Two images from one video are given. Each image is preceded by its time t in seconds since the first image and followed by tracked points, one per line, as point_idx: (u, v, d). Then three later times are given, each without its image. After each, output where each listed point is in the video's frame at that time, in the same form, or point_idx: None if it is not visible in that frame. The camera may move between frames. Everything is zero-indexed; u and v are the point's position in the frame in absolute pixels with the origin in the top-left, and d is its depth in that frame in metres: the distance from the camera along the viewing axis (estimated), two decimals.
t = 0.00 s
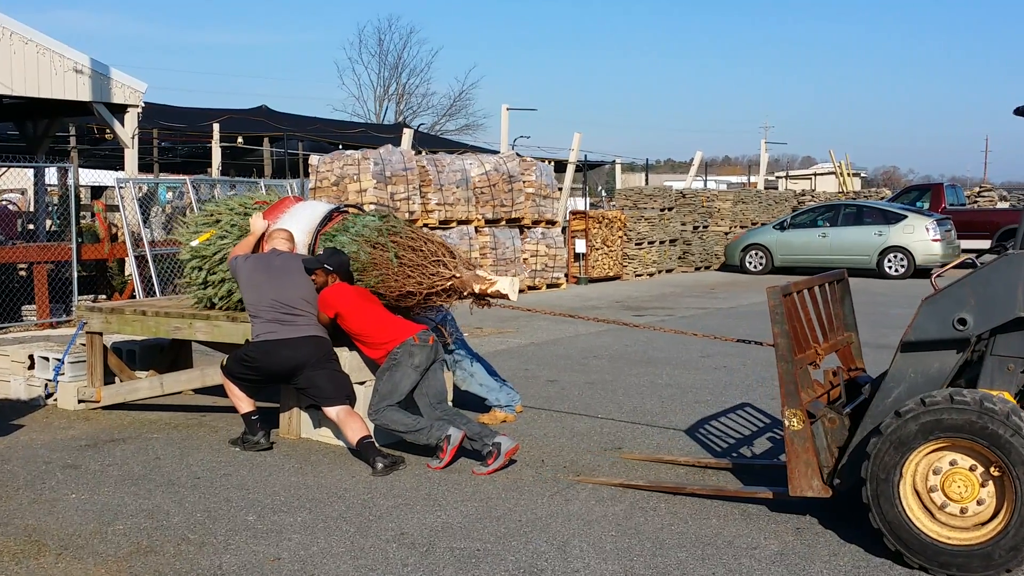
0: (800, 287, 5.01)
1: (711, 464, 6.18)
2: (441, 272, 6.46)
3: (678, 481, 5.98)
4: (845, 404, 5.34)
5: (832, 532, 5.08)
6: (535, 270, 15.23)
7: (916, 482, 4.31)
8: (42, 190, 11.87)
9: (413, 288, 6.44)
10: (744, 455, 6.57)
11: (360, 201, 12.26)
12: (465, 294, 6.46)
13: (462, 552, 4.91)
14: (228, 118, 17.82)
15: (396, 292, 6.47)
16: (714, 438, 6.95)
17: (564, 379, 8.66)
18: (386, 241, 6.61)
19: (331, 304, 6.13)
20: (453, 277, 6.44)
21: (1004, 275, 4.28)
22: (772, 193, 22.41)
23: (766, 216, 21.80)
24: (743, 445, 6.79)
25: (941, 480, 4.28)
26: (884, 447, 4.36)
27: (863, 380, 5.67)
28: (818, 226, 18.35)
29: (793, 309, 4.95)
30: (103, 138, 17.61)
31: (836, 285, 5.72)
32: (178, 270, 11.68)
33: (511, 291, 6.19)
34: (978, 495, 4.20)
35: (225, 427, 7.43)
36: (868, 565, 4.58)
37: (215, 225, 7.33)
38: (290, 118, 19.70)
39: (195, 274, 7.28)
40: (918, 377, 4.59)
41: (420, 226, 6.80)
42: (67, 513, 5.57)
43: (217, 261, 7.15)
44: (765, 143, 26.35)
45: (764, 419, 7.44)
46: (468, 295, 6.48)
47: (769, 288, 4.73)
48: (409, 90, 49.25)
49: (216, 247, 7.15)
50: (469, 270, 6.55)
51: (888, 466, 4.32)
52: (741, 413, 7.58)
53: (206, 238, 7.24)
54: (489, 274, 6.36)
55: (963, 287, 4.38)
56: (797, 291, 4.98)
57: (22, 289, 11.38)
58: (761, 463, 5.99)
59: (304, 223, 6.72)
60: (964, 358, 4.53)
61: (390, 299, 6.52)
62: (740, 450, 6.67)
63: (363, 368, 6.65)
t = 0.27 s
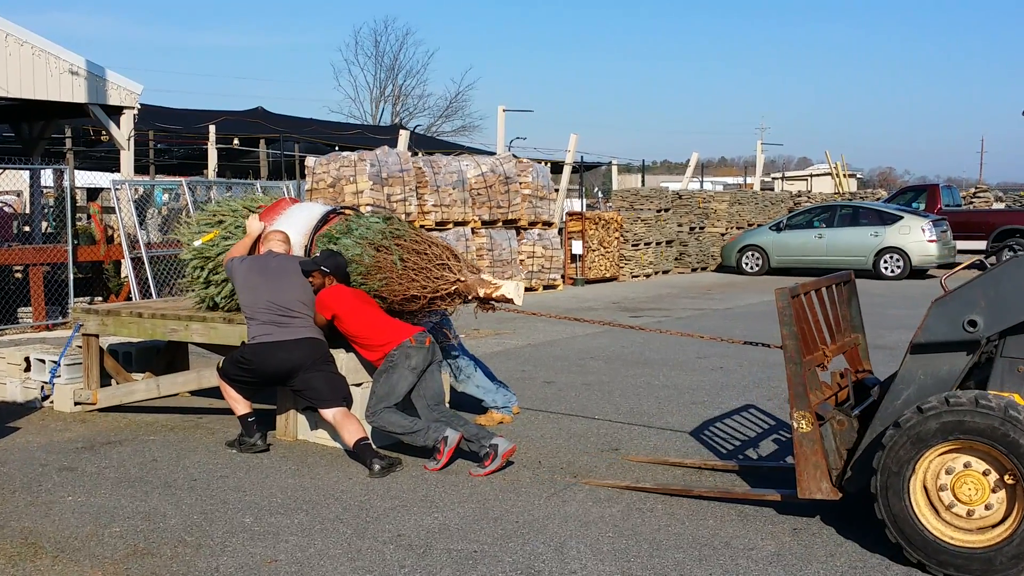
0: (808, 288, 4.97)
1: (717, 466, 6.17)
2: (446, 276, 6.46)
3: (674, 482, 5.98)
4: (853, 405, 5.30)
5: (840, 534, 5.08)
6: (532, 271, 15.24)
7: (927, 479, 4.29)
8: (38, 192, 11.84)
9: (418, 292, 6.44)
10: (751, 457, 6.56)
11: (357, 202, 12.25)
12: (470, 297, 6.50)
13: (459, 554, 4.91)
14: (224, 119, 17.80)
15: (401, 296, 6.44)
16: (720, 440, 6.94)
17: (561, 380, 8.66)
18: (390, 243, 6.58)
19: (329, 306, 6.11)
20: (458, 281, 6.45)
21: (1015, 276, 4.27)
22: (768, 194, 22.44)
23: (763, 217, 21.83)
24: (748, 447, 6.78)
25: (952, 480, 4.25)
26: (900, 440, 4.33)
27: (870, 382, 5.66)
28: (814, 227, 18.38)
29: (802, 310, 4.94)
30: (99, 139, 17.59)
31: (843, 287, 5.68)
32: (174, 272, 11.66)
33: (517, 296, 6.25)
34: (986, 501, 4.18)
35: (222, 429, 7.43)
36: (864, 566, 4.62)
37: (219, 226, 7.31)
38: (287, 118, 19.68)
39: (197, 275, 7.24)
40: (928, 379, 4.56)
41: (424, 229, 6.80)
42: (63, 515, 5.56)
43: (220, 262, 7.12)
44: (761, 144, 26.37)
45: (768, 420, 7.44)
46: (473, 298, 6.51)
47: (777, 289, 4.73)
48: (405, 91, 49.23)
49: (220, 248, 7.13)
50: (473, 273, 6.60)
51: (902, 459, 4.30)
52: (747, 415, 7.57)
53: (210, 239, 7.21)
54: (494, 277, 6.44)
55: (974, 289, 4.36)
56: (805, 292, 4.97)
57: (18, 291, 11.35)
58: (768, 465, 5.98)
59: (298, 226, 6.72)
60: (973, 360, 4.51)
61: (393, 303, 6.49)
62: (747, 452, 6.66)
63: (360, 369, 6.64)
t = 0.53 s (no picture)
0: (819, 289, 4.95)
1: (724, 467, 6.15)
2: (454, 279, 6.40)
3: (674, 482, 5.99)
4: (864, 406, 5.27)
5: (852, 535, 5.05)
6: (532, 271, 15.24)
7: (942, 476, 4.22)
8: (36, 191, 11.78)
9: (424, 295, 6.40)
10: (759, 457, 6.54)
11: (356, 202, 12.24)
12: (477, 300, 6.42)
13: (458, 553, 4.91)
14: (223, 118, 17.80)
15: (407, 299, 6.43)
16: (727, 441, 6.92)
17: (560, 379, 8.67)
18: (397, 244, 6.57)
19: (329, 305, 6.11)
20: (465, 283, 6.39)
21: None
22: (767, 194, 22.45)
23: (762, 217, 21.84)
24: (756, 448, 6.76)
25: (967, 481, 4.19)
26: (922, 433, 4.25)
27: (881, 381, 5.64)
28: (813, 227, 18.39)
29: (814, 311, 4.90)
30: (98, 138, 17.58)
31: (852, 287, 5.66)
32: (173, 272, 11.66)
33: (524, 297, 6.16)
34: (998, 505, 4.13)
35: (221, 428, 7.43)
36: (863, 566, 4.64)
37: (228, 226, 7.29)
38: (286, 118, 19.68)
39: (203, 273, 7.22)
40: (940, 380, 4.52)
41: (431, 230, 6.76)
42: (62, 515, 5.56)
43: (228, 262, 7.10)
44: (760, 144, 26.38)
45: (775, 420, 7.42)
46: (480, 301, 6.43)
47: (789, 289, 4.67)
48: (404, 91, 49.24)
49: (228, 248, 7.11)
50: (481, 275, 6.52)
51: (921, 453, 4.22)
52: (754, 415, 7.55)
53: (218, 238, 7.18)
54: (502, 280, 6.33)
55: (988, 290, 4.34)
56: (816, 292, 4.93)
57: (16, 290, 11.34)
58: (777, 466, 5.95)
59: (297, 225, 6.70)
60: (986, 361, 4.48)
61: (400, 305, 6.48)
62: (755, 453, 6.63)
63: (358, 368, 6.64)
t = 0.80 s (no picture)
0: (832, 291, 4.93)
1: (734, 469, 6.13)
2: (463, 281, 6.39)
3: (673, 483, 5.99)
4: (877, 409, 5.21)
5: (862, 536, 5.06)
6: (531, 271, 15.25)
7: (962, 474, 4.18)
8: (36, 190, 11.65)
9: (433, 297, 6.37)
10: (769, 459, 6.51)
11: (355, 202, 12.22)
12: (486, 303, 6.42)
13: (457, 553, 4.91)
14: (223, 118, 17.79)
15: (415, 302, 6.41)
16: (736, 442, 6.90)
17: (560, 380, 8.67)
18: (406, 247, 6.56)
19: (327, 307, 6.10)
20: (475, 287, 6.38)
21: None
22: (766, 195, 22.46)
23: (761, 217, 21.85)
24: (766, 450, 6.74)
25: (986, 483, 4.14)
26: (950, 429, 4.21)
27: (893, 385, 5.63)
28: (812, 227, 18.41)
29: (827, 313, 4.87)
30: (97, 138, 17.57)
31: (865, 289, 5.62)
32: (172, 271, 11.65)
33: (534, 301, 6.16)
34: (1011, 512, 4.08)
35: (220, 428, 7.43)
36: (862, 567, 4.65)
37: (236, 226, 7.29)
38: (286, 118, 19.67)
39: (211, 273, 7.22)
40: (956, 383, 4.49)
41: (439, 234, 6.77)
42: (61, 514, 5.56)
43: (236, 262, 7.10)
44: (759, 144, 26.39)
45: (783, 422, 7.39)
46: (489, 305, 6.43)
47: (802, 291, 4.66)
48: (404, 91, 49.24)
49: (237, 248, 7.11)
50: (489, 279, 6.51)
51: (945, 448, 4.19)
52: (762, 417, 7.53)
53: (226, 238, 7.18)
54: (511, 284, 6.34)
55: (1004, 292, 4.34)
56: (829, 294, 4.91)
57: (15, 289, 11.33)
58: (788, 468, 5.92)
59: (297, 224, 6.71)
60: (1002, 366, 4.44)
61: (408, 308, 6.45)
62: (765, 455, 6.61)
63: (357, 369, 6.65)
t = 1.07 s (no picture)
0: (844, 292, 4.91)
1: (743, 471, 6.10)
2: (472, 284, 6.29)
3: (671, 483, 6.00)
4: (889, 410, 5.22)
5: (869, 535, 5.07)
6: (530, 271, 15.25)
7: (979, 474, 4.16)
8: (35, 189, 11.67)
9: (441, 301, 6.26)
10: (778, 461, 6.48)
11: (354, 202, 12.21)
12: (495, 306, 6.34)
13: (456, 553, 4.92)
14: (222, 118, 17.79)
15: (423, 306, 6.31)
16: (745, 444, 6.87)
17: (559, 380, 8.67)
18: (414, 247, 6.46)
19: (323, 309, 6.14)
20: (483, 289, 6.31)
21: None
22: (765, 194, 22.46)
23: (760, 217, 21.85)
24: (775, 451, 6.71)
25: (1003, 485, 4.12)
26: (976, 426, 4.17)
27: (904, 386, 5.60)
28: (812, 227, 18.42)
29: (839, 313, 4.84)
30: (96, 138, 17.56)
31: (875, 290, 5.60)
32: (171, 271, 11.65)
33: (542, 304, 6.22)
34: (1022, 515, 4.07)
35: (219, 428, 7.43)
36: (861, 567, 4.66)
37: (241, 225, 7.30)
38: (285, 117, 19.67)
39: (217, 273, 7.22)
40: (970, 385, 4.47)
41: (440, 230, 6.63)
42: (60, 514, 5.56)
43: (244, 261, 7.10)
44: (759, 144, 26.38)
45: (791, 424, 7.36)
46: (498, 308, 6.39)
47: (815, 292, 4.64)
48: (403, 91, 49.24)
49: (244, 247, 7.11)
50: (498, 282, 6.47)
51: (967, 445, 4.15)
52: (770, 419, 7.51)
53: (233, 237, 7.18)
54: (520, 288, 6.38)
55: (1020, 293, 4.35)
56: (841, 295, 4.89)
57: (15, 289, 11.34)
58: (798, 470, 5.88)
59: (298, 224, 6.73)
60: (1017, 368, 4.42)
61: (416, 313, 6.36)
62: (773, 456, 6.58)
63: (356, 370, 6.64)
